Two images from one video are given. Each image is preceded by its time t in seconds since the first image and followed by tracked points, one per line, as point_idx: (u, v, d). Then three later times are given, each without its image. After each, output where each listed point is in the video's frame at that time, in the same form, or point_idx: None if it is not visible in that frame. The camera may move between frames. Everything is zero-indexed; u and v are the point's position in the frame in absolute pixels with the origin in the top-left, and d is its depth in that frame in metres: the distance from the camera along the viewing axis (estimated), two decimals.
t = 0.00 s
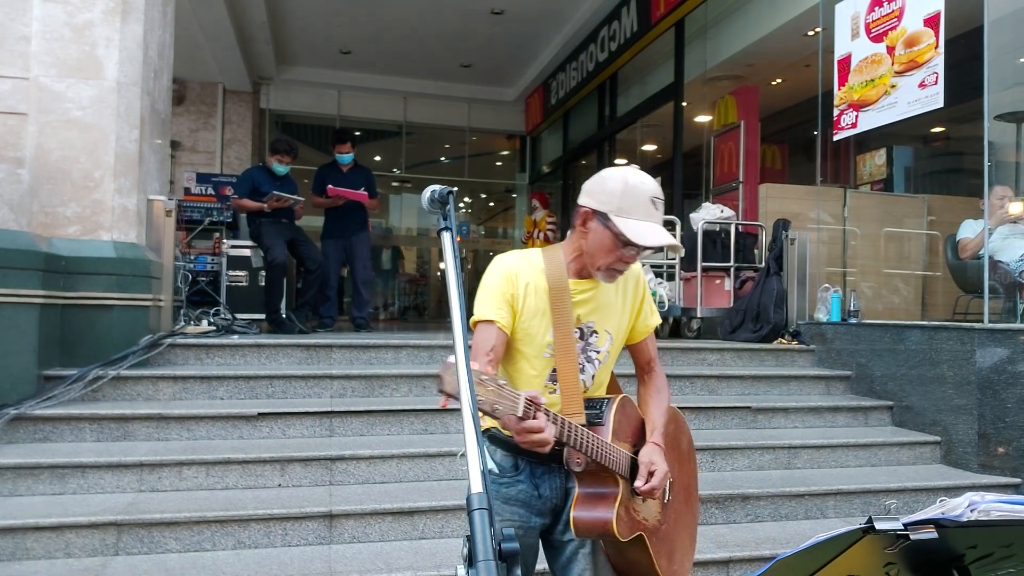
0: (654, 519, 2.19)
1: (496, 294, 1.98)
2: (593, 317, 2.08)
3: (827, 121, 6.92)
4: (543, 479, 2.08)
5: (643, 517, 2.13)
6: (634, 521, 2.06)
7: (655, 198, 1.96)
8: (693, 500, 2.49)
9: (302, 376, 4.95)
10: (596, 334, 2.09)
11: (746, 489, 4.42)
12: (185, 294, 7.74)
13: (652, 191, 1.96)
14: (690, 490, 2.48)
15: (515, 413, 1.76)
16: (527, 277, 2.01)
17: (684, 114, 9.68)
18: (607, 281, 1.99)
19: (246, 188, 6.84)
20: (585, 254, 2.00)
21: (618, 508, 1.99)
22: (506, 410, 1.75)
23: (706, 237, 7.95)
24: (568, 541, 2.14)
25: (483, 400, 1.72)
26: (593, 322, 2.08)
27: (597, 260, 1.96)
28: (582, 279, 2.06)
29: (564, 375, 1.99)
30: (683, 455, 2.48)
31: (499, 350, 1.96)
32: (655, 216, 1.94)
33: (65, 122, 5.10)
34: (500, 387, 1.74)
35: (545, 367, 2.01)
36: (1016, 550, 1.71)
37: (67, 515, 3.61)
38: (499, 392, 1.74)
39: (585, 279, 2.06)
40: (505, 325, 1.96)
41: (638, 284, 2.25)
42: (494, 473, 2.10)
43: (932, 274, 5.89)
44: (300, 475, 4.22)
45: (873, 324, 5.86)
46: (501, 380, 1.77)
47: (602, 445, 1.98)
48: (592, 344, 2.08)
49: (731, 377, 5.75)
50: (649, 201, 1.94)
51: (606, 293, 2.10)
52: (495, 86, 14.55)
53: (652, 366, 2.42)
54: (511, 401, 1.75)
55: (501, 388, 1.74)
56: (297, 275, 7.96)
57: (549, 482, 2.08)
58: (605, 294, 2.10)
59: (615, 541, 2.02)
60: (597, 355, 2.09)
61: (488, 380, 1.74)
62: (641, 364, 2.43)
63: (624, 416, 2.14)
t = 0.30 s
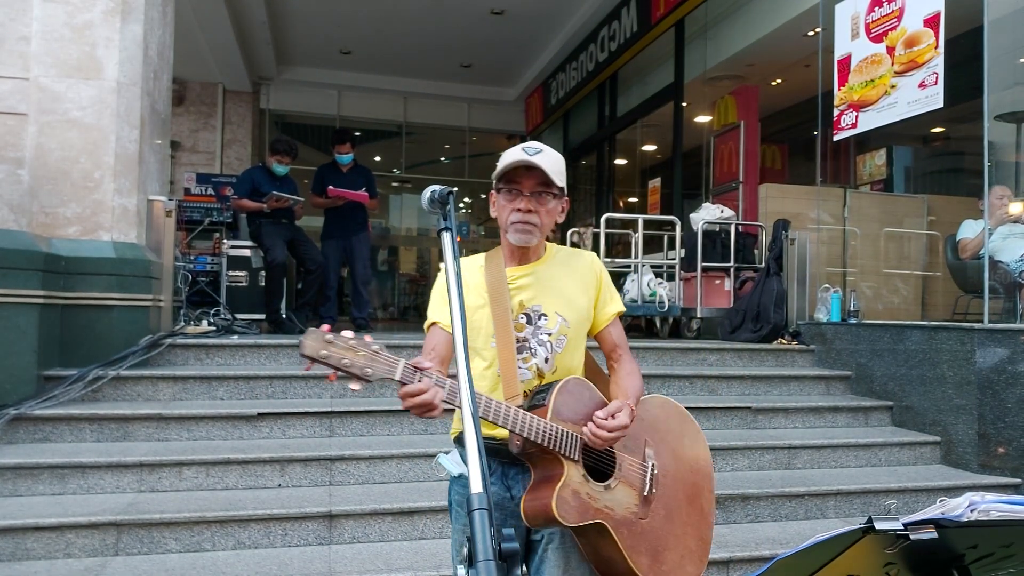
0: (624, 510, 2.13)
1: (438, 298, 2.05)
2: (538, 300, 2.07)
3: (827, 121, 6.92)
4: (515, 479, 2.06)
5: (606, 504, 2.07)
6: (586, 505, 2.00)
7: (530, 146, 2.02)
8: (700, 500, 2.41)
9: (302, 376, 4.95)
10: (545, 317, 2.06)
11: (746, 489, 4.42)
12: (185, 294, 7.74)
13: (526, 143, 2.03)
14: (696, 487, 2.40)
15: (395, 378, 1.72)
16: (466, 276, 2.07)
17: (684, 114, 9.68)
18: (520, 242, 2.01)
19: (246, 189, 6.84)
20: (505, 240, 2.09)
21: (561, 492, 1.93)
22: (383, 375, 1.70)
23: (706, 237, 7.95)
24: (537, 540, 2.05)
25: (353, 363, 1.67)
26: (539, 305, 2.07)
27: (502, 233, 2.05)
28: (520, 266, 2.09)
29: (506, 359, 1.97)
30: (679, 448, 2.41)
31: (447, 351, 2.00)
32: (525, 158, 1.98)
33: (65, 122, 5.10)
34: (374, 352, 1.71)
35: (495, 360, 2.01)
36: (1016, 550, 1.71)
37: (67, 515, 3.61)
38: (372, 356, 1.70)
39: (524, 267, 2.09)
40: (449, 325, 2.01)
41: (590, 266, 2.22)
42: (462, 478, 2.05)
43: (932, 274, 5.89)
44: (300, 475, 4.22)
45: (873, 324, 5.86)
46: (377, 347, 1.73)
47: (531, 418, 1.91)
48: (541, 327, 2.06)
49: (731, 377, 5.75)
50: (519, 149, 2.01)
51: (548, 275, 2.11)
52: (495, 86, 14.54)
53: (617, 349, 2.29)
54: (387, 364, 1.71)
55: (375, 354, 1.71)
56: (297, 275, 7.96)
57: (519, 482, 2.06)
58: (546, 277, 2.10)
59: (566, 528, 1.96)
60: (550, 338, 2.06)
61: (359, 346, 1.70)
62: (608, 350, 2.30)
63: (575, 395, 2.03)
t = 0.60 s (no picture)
0: (585, 541, 2.12)
1: (425, 304, 2.18)
2: (514, 301, 2.05)
3: (827, 121, 6.92)
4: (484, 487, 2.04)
5: (562, 537, 2.09)
6: (536, 539, 2.04)
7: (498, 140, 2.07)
8: (690, 521, 2.30)
9: (302, 376, 4.94)
10: (520, 318, 2.04)
11: (746, 489, 4.41)
12: (185, 294, 7.75)
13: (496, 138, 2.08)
14: (687, 507, 2.30)
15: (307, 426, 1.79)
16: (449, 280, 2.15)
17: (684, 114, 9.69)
18: (487, 230, 2.02)
19: (246, 189, 6.84)
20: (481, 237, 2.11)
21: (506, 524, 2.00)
22: (293, 424, 1.78)
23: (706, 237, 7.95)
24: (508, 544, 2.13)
25: (262, 413, 1.77)
26: (515, 306, 2.05)
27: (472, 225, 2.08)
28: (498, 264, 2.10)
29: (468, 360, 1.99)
30: (666, 467, 2.29)
31: (427, 359, 2.11)
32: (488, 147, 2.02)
33: (65, 122, 5.09)
34: (284, 401, 1.78)
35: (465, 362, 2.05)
36: (1017, 551, 1.70)
37: (67, 515, 3.61)
38: (283, 405, 1.78)
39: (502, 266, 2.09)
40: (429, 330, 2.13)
41: (575, 263, 2.14)
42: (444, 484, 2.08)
43: (932, 274, 5.90)
44: (300, 475, 4.22)
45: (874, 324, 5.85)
46: (289, 394, 1.80)
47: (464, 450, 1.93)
48: (515, 328, 2.04)
49: (731, 377, 5.74)
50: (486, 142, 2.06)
51: (525, 272, 2.09)
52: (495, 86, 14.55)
53: (604, 353, 2.12)
54: (297, 413, 1.78)
55: (285, 403, 1.78)
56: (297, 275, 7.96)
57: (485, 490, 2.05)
58: (523, 274, 2.08)
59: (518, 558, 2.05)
60: (525, 340, 2.04)
61: (269, 396, 1.78)
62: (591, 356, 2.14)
63: (531, 421, 1.99)
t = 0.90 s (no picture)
0: (563, 570, 1.90)
1: (414, 304, 2.11)
2: (507, 300, 1.94)
3: (827, 121, 6.92)
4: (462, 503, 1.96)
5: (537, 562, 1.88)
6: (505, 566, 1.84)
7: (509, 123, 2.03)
8: (693, 559, 2.03)
9: (302, 376, 4.94)
10: (512, 321, 1.92)
11: (746, 489, 4.41)
12: (185, 295, 7.75)
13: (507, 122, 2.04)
14: (689, 543, 2.03)
15: (265, 427, 1.79)
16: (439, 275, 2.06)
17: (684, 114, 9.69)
18: (482, 210, 1.94)
19: (246, 189, 6.84)
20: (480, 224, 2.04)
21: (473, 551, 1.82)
22: (251, 424, 1.77)
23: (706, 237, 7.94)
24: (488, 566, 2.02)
25: (221, 409, 1.77)
26: (508, 306, 1.93)
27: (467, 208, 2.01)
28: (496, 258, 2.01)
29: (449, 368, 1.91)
30: (670, 497, 2.03)
31: (411, 365, 2.09)
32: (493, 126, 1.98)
33: (65, 122, 5.09)
34: (244, 399, 1.77)
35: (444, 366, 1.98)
36: (1019, 550, 1.70)
37: (67, 515, 3.61)
38: (243, 403, 1.78)
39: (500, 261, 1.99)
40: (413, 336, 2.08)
41: (580, 258, 1.98)
42: (429, 498, 2.02)
43: (932, 274, 5.89)
44: (301, 475, 4.22)
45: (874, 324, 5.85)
46: (251, 391, 1.79)
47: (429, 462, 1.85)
48: (507, 331, 1.91)
49: (732, 377, 5.74)
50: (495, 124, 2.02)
51: (523, 267, 1.96)
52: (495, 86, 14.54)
53: (610, 361, 1.92)
54: (257, 413, 1.78)
55: (245, 401, 1.77)
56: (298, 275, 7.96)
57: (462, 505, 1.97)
58: (520, 271, 1.96)
59: None
60: (517, 345, 1.91)
61: (230, 392, 1.78)
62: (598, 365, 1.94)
63: (516, 436, 1.87)
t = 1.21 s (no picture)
0: None
1: (404, 302, 2.09)
2: (503, 298, 1.93)
3: (827, 122, 6.92)
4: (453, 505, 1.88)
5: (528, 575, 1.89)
6: None
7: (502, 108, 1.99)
8: (695, 569, 2.01)
9: (302, 376, 4.94)
10: (508, 319, 1.91)
11: (745, 489, 4.41)
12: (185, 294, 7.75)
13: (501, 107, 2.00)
14: (691, 555, 2.01)
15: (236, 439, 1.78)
16: (431, 271, 2.04)
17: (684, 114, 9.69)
18: (471, 206, 1.93)
19: (246, 188, 6.85)
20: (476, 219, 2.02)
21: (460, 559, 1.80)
22: (221, 437, 1.77)
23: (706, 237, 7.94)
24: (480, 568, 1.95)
25: (190, 421, 1.77)
26: (504, 304, 1.92)
27: (463, 208, 1.98)
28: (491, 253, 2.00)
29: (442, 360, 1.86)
30: (672, 507, 2.00)
31: (401, 362, 2.07)
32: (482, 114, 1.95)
33: (65, 122, 5.09)
34: (213, 411, 1.77)
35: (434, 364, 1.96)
36: (1018, 551, 1.70)
37: (66, 515, 3.61)
38: (212, 415, 1.78)
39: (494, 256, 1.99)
40: (401, 333, 2.07)
41: (582, 255, 1.96)
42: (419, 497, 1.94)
43: (932, 274, 5.89)
44: (300, 475, 4.23)
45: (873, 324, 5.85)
46: (220, 403, 1.79)
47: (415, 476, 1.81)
48: (503, 330, 1.91)
49: (731, 377, 5.74)
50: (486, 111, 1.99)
51: (518, 266, 1.96)
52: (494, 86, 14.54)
53: (610, 363, 1.90)
54: (227, 425, 1.77)
55: (215, 413, 1.78)
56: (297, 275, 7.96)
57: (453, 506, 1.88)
58: (518, 267, 1.95)
59: None
60: (512, 345, 1.90)
61: (199, 403, 1.78)
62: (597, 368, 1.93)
63: (506, 446, 1.87)
